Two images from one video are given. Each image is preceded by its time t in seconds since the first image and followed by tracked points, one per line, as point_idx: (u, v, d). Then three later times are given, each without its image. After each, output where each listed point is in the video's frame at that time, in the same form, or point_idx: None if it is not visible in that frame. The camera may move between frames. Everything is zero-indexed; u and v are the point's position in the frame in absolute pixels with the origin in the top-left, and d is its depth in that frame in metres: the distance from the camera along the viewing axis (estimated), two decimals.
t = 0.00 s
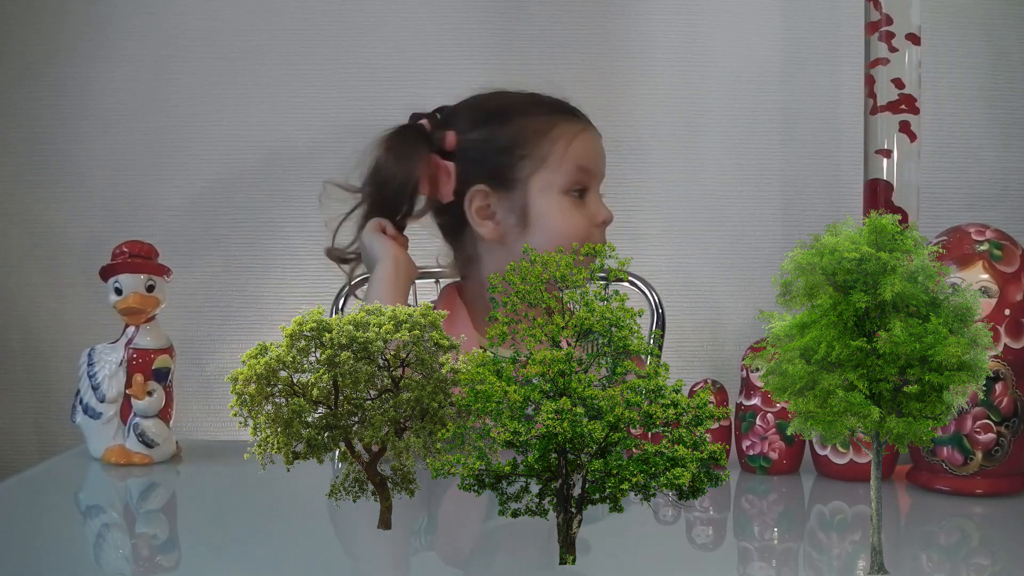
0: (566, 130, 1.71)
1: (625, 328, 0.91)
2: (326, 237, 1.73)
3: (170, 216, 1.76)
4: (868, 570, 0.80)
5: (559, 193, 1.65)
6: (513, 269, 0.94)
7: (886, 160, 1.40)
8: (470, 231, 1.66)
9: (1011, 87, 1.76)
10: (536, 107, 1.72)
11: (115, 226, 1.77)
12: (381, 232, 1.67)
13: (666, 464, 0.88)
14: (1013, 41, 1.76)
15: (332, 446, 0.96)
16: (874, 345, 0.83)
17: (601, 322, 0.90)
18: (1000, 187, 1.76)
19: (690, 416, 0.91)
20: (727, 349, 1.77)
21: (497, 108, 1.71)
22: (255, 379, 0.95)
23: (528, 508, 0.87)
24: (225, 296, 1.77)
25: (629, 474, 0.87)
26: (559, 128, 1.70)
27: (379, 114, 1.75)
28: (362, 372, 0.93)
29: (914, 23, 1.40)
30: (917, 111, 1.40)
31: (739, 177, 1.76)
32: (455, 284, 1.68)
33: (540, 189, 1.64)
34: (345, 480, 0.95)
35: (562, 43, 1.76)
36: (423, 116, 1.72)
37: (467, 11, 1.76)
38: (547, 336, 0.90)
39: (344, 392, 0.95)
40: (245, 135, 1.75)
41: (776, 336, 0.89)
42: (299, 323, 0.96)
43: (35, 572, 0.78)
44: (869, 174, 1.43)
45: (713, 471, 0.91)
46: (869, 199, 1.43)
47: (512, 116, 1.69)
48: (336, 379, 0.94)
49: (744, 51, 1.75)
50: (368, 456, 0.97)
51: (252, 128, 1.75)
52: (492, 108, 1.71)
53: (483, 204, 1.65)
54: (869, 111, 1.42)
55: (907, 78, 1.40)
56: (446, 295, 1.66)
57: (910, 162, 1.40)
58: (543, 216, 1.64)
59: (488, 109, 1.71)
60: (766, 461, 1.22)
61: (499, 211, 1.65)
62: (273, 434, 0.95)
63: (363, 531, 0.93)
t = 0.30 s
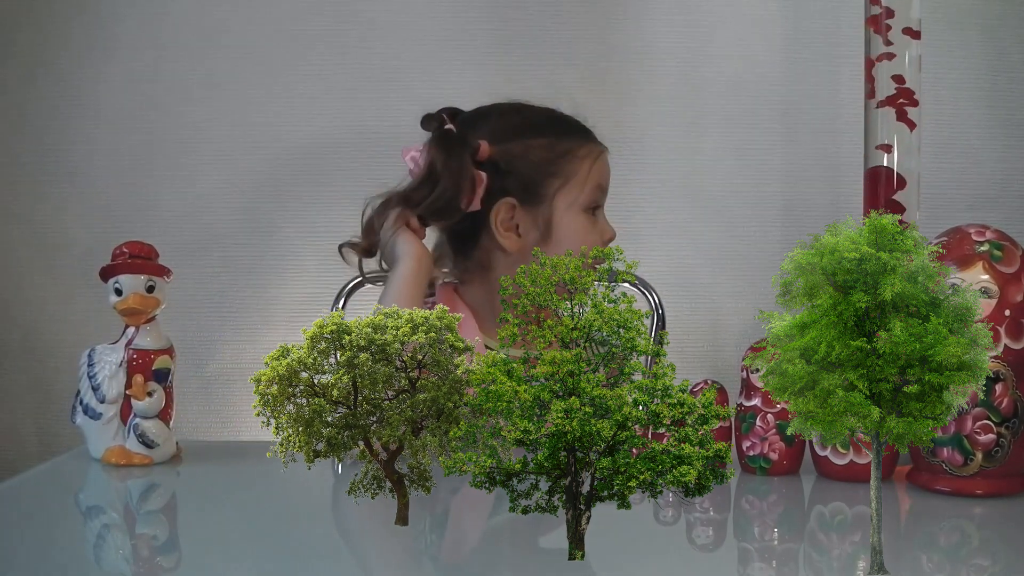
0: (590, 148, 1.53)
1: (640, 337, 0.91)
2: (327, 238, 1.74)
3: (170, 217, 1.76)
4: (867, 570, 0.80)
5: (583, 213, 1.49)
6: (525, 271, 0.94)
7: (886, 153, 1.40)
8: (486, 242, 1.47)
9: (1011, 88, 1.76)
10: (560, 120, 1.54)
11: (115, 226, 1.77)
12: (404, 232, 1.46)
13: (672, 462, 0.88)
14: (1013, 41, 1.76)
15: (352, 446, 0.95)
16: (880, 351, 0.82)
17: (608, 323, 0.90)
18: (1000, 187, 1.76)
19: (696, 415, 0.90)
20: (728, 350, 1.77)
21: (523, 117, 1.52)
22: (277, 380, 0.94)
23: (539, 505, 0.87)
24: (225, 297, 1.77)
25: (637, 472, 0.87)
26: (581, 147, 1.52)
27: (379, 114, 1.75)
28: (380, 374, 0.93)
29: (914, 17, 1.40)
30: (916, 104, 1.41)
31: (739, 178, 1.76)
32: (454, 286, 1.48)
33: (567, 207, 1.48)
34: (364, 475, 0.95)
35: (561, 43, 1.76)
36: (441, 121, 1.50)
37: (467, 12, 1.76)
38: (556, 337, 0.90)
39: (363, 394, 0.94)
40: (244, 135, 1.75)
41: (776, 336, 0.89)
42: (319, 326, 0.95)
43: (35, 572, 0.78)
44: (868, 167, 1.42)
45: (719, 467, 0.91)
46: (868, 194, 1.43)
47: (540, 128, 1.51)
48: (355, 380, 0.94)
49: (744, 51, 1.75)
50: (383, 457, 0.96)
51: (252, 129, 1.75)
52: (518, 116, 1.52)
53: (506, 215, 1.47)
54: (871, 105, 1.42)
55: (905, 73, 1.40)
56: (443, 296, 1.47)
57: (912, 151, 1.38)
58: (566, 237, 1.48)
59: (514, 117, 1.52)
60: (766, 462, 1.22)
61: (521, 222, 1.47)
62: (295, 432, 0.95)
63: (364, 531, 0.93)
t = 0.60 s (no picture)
0: (583, 143, 1.50)
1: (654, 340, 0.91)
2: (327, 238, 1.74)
3: (170, 217, 1.76)
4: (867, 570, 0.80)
5: (580, 209, 1.47)
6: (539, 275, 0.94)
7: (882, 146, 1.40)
8: (485, 243, 1.46)
9: (1011, 88, 1.76)
10: (551, 118, 1.52)
11: (115, 226, 1.77)
12: (405, 229, 1.44)
13: (683, 459, 0.88)
14: (1013, 41, 1.76)
15: (373, 445, 0.95)
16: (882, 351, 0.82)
17: (621, 325, 0.90)
18: (1000, 187, 1.76)
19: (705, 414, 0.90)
20: (728, 350, 1.77)
21: (515, 118, 1.50)
22: (301, 382, 0.93)
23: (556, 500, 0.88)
24: (225, 297, 1.77)
25: (649, 468, 0.87)
26: (574, 144, 1.49)
27: (379, 114, 1.75)
28: (402, 375, 0.92)
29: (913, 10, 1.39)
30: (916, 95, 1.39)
31: (739, 178, 1.76)
32: (456, 287, 1.48)
33: (563, 204, 1.46)
34: (387, 474, 0.93)
35: (561, 43, 1.76)
36: (433, 123, 1.48)
37: (467, 11, 1.76)
38: (571, 338, 0.90)
39: (384, 395, 0.93)
40: (244, 135, 1.75)
41: (776, 336, 0.88)
42: (343, 329, 0.94)
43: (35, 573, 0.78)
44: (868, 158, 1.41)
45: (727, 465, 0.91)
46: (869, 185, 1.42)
47: (532, 126, 1.49)
48: (377, 381, 0.92)
49: (744, 51, 1.75)
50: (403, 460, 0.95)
51: (252, 129, 1.75)
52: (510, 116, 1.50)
53: (503, 215, 1.45)
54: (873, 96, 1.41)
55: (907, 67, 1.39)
56: (445, 299, 1.47)
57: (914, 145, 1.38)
58: (564, 234, 1.46)
59: (506, 116, 1.50)
60: (766, 462, 1.22)
61: (518, 222, 1.45)
62: (319, 433, 0.94)
63: (365, 531, 0.92)
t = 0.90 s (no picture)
0: (573, 137, 1.45)
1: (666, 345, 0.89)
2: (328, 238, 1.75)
3: (170, 216, 1.76)
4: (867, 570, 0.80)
5: (572, 203, 1.42)
6: (553, 279, 0.92)
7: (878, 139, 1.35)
8: (478, 242, 1.42)
9: (1011, 87, 1.76)
10: (540, 112, 1.46)
11: (115, 226, 1.77)
12: (404, 225, 1.41)
13: (691, 456, 0.86)
14: (1013, 41, 1.76)
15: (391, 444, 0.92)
16: (882, 352, 0.82)
17: (632, 327, 0.88)
18: (1000, 187, 1.76)
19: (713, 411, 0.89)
20: (727, 349, 1.77)
21: (501, 116, 1.45)
22: (324, 382, 0.91)
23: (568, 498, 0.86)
24: (225, 296, 1.77)
25: (659, 465, 0.85)
26: (561, 139, 1.44)
27: (380, 114, 1.75)
28: (420, 376, 0.90)
29: None
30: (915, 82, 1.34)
31: (739, 177, 1.76)
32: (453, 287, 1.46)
33: (554, 199, 1.41)
34: (405, 471, 0.93)
35: (562, 43, 1.76)
36: (419, 125, 1.43)
37: (467, 11, 1.76)
38: (584, 339, 0.88)
39: (402, 394, 0.91)
40: (244, 135, 1.75)
41: (776, 336, 0.88)
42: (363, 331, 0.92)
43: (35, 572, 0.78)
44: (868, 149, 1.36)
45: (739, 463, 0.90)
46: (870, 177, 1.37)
47: (521, 121, 1.44)
48: (396, 382, 0.90)
49: (744, 51, 1.75)
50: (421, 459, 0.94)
51: (253, 128, 1.75)
52: (499, 112, 1.45)
53: (494, 214, 1.41)
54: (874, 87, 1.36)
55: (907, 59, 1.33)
56: (443, 299, 1.44)
57: (915, 133, 1.33)
58: (557, 230, 1.41)
59: (493, 115, 1.45)
60: (766, 462, 1.22)
61: (510, 220, 1.41)
62: (339, 432, 0.92)
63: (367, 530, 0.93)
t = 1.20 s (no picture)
0: (563, 134, 1.37)
1: (681, 347, 0.83)
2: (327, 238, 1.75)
3: (170, 216, 1.76)
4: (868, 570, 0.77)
5: (567, 201, 1.33)
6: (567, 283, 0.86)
7: (875, 129, 1.30)
8: (472, 243, 1.35)
9: (1011, 87, 1.76)
10: (530, 111, 1.38)
11: (115, 225, 1.76)
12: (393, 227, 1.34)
13: (701, 452, 0.80)
14: (1013, 41, 1.76)
15: (414, 444, 0.87)
16: (885, 356, 0.79)
17: (644, 329, 0.82)
18: (1000, 187, 1.76)
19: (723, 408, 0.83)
20: (728, 350, 1.77)
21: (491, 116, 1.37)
22: (349, 383, 0.86)
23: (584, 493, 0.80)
24: (225, 296, 1.77)
25: (670, 461, 0.80)
26: (552, 136, 1.35)
27: (380, 114, 1.76)
28: (442, 378, 0.85)
29: None
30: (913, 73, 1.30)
31: (739, 178, 1.76)
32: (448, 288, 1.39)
33: (547, 198, 1.33)
34: (426, 468, 0.88)
35: (562, 43, 1.76)
36: (408, 131, 1.36)
37: (467, 10, 1.75)
38: (598, 340, 0.82)
39: (425, 396, 0.86)
40: (244, 135, 1.75)
41: (776, 336, 0.85)
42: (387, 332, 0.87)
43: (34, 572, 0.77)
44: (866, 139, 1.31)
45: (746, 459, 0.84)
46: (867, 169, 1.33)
47: (511, 120, 1.36)
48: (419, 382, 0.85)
49: (744, 51, 1.75)
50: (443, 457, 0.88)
51: (253, 128, 1.75)
52: (488, 113, 1.37)
53: (488, 214, 1.33)
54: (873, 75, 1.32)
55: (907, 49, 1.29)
56: (437, 300, 1.37)
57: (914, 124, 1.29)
58: (553, 229, 1.32)
59: (483, 115, 1.37)
60: (767, 462, 1.19)
61: (503, 219, 1.33)
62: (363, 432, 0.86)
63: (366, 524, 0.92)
